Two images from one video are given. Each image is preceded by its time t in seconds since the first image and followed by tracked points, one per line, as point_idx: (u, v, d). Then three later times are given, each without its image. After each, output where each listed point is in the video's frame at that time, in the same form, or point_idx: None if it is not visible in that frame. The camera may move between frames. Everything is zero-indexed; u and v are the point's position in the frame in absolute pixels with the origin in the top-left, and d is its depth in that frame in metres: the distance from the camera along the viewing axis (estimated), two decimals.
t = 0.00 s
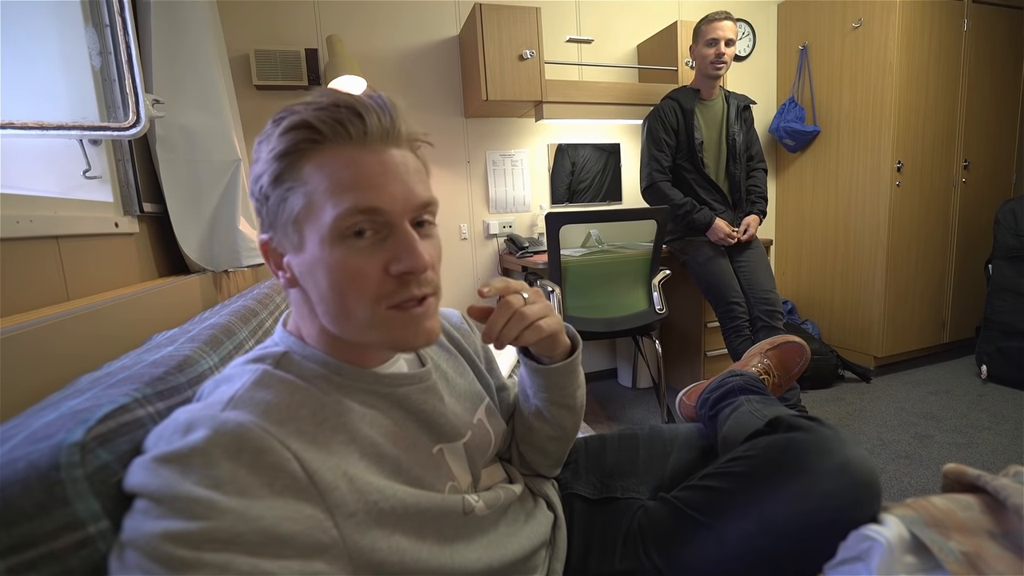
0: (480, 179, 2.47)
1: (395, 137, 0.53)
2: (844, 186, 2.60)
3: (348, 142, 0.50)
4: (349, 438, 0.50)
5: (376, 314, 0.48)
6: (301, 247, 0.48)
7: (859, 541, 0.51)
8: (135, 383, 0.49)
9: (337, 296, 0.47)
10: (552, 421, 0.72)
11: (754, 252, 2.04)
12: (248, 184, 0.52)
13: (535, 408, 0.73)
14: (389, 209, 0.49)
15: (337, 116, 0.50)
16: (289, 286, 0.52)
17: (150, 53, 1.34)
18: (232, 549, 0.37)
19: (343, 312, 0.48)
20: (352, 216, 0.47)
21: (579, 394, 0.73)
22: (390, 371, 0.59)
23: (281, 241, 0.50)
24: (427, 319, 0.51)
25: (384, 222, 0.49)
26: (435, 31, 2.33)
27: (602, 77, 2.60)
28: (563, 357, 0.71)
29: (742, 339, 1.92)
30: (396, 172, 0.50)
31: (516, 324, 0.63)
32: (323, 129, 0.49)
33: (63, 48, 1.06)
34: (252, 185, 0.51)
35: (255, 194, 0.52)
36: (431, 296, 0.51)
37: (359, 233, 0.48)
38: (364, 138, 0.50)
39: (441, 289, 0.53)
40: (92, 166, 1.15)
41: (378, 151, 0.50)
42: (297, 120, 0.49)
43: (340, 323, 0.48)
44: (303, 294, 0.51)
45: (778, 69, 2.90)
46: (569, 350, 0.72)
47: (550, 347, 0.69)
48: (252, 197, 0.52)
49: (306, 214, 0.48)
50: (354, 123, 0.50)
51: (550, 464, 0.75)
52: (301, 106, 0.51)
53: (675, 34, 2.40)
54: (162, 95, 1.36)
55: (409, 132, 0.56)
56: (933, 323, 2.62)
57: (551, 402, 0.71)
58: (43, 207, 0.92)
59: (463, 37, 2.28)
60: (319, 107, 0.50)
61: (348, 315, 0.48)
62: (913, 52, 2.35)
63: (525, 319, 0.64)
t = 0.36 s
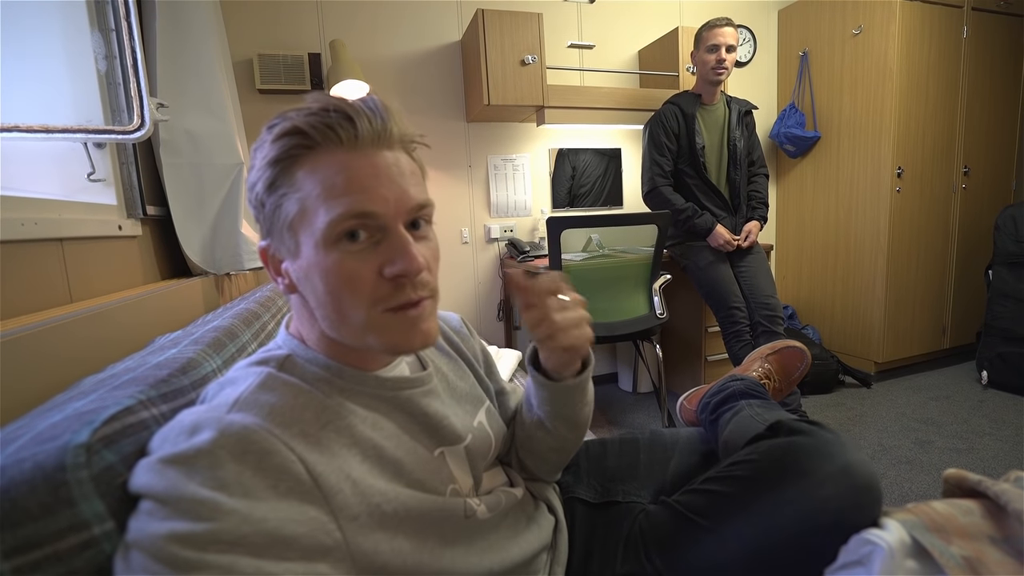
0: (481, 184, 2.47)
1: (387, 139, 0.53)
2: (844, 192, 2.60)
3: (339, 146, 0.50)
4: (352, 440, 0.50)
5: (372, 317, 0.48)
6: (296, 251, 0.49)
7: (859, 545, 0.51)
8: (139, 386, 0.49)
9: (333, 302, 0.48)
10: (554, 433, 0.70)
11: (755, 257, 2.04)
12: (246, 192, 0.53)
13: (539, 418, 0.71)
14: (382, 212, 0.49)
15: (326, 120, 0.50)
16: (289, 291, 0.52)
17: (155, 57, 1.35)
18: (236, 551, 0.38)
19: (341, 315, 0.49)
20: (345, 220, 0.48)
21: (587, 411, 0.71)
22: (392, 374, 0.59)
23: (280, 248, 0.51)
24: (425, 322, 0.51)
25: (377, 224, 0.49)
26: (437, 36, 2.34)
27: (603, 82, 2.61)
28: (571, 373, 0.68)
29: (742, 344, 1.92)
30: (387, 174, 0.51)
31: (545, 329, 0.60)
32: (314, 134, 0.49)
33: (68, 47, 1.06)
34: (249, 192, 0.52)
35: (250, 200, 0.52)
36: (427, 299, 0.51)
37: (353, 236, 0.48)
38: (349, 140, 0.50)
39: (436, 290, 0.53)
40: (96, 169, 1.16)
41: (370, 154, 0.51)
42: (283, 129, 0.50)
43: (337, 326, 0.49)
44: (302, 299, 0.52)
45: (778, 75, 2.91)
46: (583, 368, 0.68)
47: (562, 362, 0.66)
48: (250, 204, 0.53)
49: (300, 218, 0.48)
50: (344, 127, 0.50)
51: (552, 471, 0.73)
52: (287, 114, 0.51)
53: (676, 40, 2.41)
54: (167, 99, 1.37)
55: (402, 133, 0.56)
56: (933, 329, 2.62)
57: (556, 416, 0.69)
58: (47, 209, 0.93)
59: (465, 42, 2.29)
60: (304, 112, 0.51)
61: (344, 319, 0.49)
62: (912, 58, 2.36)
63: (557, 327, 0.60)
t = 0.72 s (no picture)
0: (481, 185, 2.48)
1: (377, 138, 0.53)
2: (843, 194, 2.60)
3: (328, 145, 0.50)
4: (348, 441, 0.50)
5: (361, 318, 0.48)
6: (287, 252, 0.49)
7: (858, 548, 0.51)
8: (137, 386, 0.49)
9: (322, 302, 0.48)
10: (542, 461, 0.69)
11: (755, 259, 2.04)
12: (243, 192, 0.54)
13: (529, 444, 0.69)
14: (371, 212, 0.49)
15: (316, 120, 0.50)
16: (282, 292, 0.53)
17: (156, 59, 1.35)
18: (231, 551, 0.38)
19: (331, 316, 0.49)
20: (334, 219, 0.48)
21: (586, 451, 0.70)
22: (389, 376, 0.59)
23: (272, 248, 0.51)
24: (415, 324, 0.51)
25: (366, 224, 0.49)
26: (438, 38, 2.35)
27: (603, 84, 2.61)
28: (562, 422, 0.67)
29: (742, 345, 1.92)
30: (376, 173, 0.51)
31: (579, 370, 0.59)
32: (304, 135, 0.50)
33: (67, 48, 1.06)
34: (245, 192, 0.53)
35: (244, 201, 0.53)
36: (418, 300, 0.51)
37: (342, 235, 0.48)
38: (338, 140, 0.51)
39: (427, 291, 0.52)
40: (96, 171, 1.16)
41: (360, 153, 0.51)
42: (273, 130, 0.50)
43: (327, 327, 0.49)
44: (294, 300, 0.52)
45: (778, 76, 2.91)
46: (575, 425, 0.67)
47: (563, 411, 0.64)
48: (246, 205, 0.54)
49: (289, 217, 0.49)
50: (334, 127, 0.51)
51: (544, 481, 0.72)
52: (278, 116, 0.52)
53: (675, 42, 2.42)
54: (167, 101, 1.38)
55: (394, 133, 0.56)
56: (933, 331, 2.61)
57: (547, 449, 0.67)
58: (47, 211, 0.93)
59: (464, 43, 2.30)
60: (295, 112, 0.51)
61: (334, 319, 0.49)
62: (912, 60, 2.37)
63: (591, 379, 0.59)
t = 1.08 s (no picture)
0: (481, 185, 2.47)
1: (364, 134, 0.53)
2: (844, 193, 2.60)
3: (315, 144, 0.50)
4: (346, 442, 0.50)
5: (354, 313, 0.48)
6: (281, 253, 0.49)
7: (857, 547, 0.51)
8: (134, 387, 0.49)
9: (316, 300, 0.48)
10: (541, 458, 0.69)
11: (755, 258, 2.04)
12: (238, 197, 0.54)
13: (528, 439, 0.69)
14: (360, 208, 0.49)
15: (302, 119, 0.50)
16: (277, 293, 0.53)
17: (154, 58, 1.35)
18: (229, 553, 0.37)
19: (324, 313, 0.48)
20: (323, 216, 0.48)
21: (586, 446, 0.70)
22: (387, 376, 0.59)
23: (265, 249, 0.51)
24: (409, 317, 0.50)
25: (355, 220, 0.49)
26: (438, 36, 2.34)
27: (603, 83, 2.61)
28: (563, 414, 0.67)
29: (742, 345, 1.92)
30: (364, 169, 0.50)
31: (608, 352, 0.58)
32: (291, 135, 0.50)
33: (65, 48, 1.05)
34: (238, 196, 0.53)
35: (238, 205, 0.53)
36: (411, 294, 0.51)
37: (332, 232, 0.48)
38: (324, 138, 0.50)
39: (418, 284, 0.52)
40: (93, 170, 1.15)
41: (346, 150, 0.50)
42: (262, 135, 0.50)
43: (322, 324, 0.49)
44: (292, 301, 0.52)
45: (778, 76, 2.91)
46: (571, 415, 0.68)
47: (570, 395, 0.63)
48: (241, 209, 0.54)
49: (279, 217, 0.49)
50: (320, 125, 0.51)
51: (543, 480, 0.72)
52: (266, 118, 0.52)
53: (675, 41, 2.41)
54: (165, 100, 1.37)
55: (382, 129, 0.56)
56: (933, 330, 2.61)
57: (547, 445, 0.67)
58: (45, 210, 0.93)
59: (464, 43, 2.30)
60: (281, 114, 0.51)
61: (327, 316, 0.48)
62: (912, 59, 2.36)
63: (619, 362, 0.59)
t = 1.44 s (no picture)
0: (477, 180, 2.46)
1: (359, 130, 0.52)
2: (840, 188, 2.60)
3: (307, 140, 0.49)
4: (337, 440, 0.50)
5: (347, 314, 0.48)
6: (273, 252, 0.49)
7: (850, 543, 0.51)
8: (122, 384, 0.48)
9: (310, 302, 0.48)
10: (538, 457, 0.68)
11: (751, 253, 2.04)
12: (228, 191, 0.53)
13: (526, 437, 0.69)
14: (354, 206, 0.49)
15: (294, 114, 0.49)
16: (268, 291, 0.52)
17: (145, 51, 1.33)
18: (216, 552, 0.37)
19: (317, 313, 0.48)
20: (316, 215, 0.47)
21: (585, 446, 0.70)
22: (379, 373, 0.59)
23: (256, 247, 0.51)
24: (404, 317, 0.50)
25: (350, 219, 0.48)
26: (433, 29, 2.32)
27: (599, 77, 2.60)
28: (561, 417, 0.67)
29: (738, 339, 1.92)
30: (358, 166, 0.50)
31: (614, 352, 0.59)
32: (282, 130, 0.49)
33: (54, 40, 1.04)
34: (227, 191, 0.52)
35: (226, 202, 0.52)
36: (406, 293, 0.50)
37: (325, 231, 0.47)
38: (317, 134, 0.49)
39: (413, 284, 0.51)
40: (84, 165, 1.15)
41: (339, 146, 0.50)
42: (251, 130, 0.49)
43: (315, 324, 0.48)
44: (283, 301, 0.51)
45: (776, 70, 2.90)
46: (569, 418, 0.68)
47: (572, 397, 0.64)
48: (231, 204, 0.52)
49: (271, 215, 0.48)
50: (313, 121, 0.50)
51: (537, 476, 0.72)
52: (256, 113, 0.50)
53: (672, 35, 2.40)
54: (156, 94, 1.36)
55: (376, 125, 0.55)
56: (928, 325, 2.63)
57: (545, 445, 0.67)
58: (35, 205, 0.91)
59: (460, 36, 2.28)
60: (273, 108, 0.50)
61: (320, 316, 0.48)
62: (909, 53, 2.36)
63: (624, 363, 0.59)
